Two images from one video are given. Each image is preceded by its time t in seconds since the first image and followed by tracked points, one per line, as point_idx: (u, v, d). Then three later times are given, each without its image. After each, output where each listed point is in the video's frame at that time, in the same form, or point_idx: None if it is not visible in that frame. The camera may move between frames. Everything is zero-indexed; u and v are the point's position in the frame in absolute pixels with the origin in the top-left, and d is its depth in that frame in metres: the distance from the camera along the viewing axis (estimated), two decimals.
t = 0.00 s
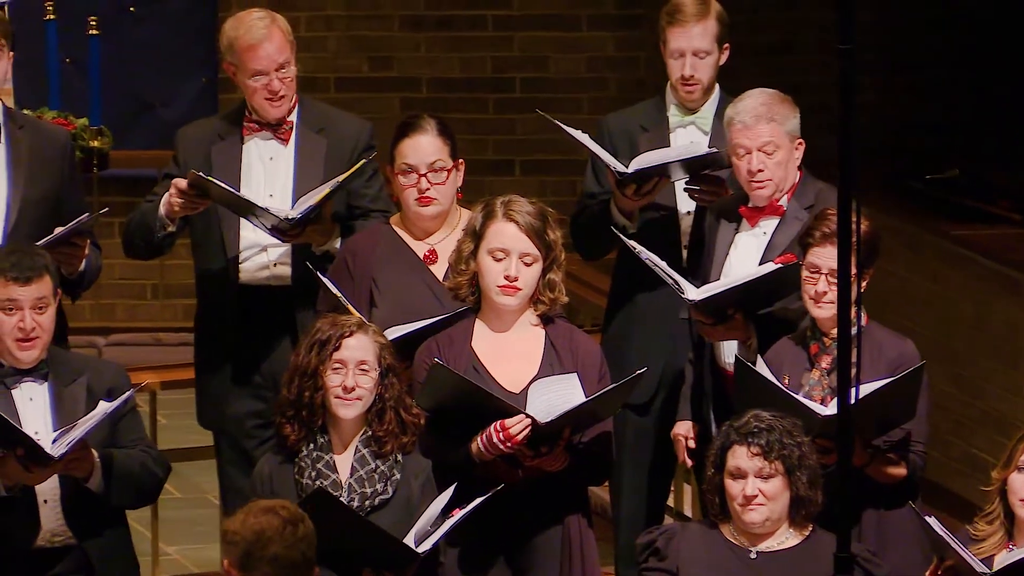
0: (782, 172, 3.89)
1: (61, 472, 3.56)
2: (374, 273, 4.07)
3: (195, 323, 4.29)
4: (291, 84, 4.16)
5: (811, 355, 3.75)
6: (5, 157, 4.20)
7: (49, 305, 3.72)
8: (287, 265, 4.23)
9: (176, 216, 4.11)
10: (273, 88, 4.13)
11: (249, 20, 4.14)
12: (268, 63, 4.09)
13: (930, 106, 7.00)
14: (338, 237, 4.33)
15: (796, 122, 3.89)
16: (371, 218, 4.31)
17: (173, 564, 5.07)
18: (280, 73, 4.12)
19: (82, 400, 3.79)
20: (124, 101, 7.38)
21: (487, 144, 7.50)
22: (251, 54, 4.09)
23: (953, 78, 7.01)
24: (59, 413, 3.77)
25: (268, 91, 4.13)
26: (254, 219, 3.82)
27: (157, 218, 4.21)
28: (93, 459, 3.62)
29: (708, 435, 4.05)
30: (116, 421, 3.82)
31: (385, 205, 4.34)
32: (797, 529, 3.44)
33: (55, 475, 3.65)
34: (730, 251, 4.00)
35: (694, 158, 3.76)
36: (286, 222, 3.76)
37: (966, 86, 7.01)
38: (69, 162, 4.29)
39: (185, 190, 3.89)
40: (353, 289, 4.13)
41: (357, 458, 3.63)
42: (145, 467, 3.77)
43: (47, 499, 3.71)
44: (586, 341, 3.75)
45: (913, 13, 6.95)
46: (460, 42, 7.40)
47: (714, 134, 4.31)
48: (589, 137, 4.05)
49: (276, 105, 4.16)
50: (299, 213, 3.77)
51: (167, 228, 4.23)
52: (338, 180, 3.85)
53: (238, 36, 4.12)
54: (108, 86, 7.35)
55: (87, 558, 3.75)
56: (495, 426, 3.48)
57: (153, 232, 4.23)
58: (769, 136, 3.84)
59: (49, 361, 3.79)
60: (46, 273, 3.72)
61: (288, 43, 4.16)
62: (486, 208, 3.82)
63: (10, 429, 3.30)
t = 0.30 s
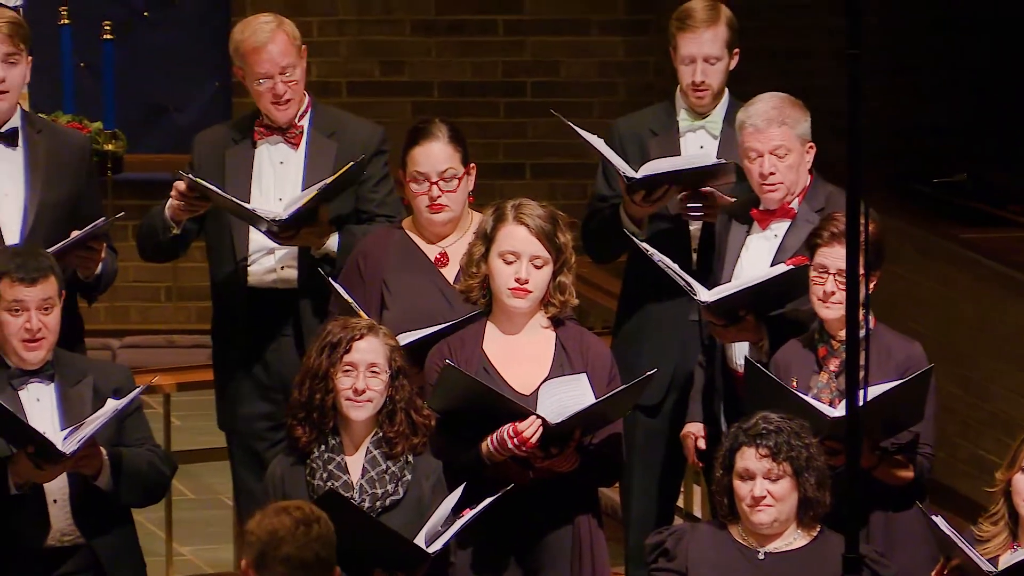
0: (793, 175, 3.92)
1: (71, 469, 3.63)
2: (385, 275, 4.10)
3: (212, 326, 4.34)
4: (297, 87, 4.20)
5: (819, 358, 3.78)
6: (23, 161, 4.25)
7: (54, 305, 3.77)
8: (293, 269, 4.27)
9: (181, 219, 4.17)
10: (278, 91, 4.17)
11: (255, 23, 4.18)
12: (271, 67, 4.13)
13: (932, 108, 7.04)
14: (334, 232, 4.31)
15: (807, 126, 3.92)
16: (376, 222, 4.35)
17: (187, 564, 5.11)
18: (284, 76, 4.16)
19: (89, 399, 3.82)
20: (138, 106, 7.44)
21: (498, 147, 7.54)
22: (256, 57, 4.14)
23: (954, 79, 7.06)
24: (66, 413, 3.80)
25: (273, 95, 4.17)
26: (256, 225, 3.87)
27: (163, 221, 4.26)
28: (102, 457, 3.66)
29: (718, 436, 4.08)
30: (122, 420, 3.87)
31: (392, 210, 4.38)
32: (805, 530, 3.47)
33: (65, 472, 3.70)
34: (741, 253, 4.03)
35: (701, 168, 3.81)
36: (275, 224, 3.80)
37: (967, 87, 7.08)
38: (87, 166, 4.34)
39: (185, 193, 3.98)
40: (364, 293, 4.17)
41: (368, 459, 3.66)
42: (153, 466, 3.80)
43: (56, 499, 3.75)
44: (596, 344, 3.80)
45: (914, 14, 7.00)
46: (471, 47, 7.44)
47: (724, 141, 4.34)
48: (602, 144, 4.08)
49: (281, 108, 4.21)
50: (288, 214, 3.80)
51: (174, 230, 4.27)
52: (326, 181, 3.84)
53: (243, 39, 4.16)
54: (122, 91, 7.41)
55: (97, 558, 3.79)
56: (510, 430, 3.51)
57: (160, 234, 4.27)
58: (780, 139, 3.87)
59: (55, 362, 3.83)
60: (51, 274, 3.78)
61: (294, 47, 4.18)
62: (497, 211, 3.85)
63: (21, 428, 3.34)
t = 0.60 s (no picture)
0: (797, 184, 3.95)
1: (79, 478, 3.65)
2: (395, 282, 4.13)
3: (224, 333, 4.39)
4: (308, 99, 4.24)
5: (826, 364, 3.81)
6: (41, 168, 4.29)
7: (61, 312, 3.82)
8: (299, 276, 4.31)
9: (188, 223, 4.21)
10: (289, 103, 4.21)
11: (268, 34, 4.21)
12: (283, 78, 4.17)
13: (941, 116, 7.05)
14: (336, 239, 4.29)
15: (814, 135, 3.96)
16: (383, 232, 4.37)
17: (198, 568, 5.15)
18: (296, 89, 4.20)
19: (95, 408, 3.86)
20: (150, 113, 7.49)
21: (506, 155, 7.58)
22: (268, 69, 4.17)
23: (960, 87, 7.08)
24: (73, 422, 3.83)
25: (285, 106, 4.22)
26: (259, 233, 3.92)
27: (172, 227, 4.30)
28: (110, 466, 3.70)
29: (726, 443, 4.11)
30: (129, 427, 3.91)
31: (399, 220, 4.39)
32: (809, 535, 3.50)
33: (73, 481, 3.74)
34: (748, 259, 4.05)
35: (708, 182, 3.86)
36: (272, 233, 3.84)
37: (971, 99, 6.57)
38: (105, 174, 4.38)
39: (190, 200, 4.01)
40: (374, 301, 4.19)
41: (377, 465, 3.70)
42: (159, 473, 3.85)
43: (64, 505, 3.79)
44: (605, 351, 3.83)
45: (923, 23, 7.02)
46: (481, 55, 7.48)
47: (731, 149, 4.37)
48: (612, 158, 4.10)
49: (293, 119, 4.25)
50: (286, 223, 3.83)
51: (183, 235, 4.31)
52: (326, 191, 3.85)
53: (256, 50, 4.20)
54: (134, 99, 7.46)
55: (104, 565, 3.82)
56: (522, 437, 3.55)
57: (170, 238, 4.32)
58: (784, 146, 3.92)
59: (62, 369, 3.86)
60: (59, 282, 3.83)
61: (305, 57, 4.22)
62: (506, 219, 3.88)
63: (31, 436, 3.38)
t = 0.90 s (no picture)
0: (792, 198, 3.99)
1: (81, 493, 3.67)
2: (397, 293, 4.17)
3: (224, 343, 4.42)
4: (313, 114, 4.29)
5: (824, 375, 3.82)
6: (51, 180, 4.34)
7: (65, 331, 3.87)
8: (303, 288, 4.35)
9: (196, 238, 4.25)
10: (294, 119, 4.26)
11: (273, 50, 4.25)
12: (288, 95, 4.22)
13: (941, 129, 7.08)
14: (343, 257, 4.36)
15: (806, 149, 3.99)
16: (387, 245, 4.43)
17: None
18: (301, 104, 4.25)
19: (97, 423, 3.87)
20: (155, 127, 7.53)
21: (507, 167, 7.62)
22: (273, 85, 4.22)
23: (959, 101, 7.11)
24: (74, 437, 3.85)
25: (289, 122, 4.26)
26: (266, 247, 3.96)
27: (176, 238, 4.33)
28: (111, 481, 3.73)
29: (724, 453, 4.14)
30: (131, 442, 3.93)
31: (403, 233, 4.45)
32: (804, 544, 3.53)
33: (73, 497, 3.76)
34: (745, 274, 4.09)
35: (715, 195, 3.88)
36: (282, 250, 3.88)
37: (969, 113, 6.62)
38: (116, 187, 4.42)
39: (198, 215, 4.06)
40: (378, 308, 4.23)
41: (377, 475, 3.74)
42: (160, 487, 3.87)
43: (66, 517, 3.82)
44: (605, 363, 3.86)
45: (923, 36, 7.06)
46: (483, 69, 7.53)
47: (731, 161, 4.40)
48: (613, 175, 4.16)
49: (297, 134, 4.29)
50: (295, 241, 3.88)
51: (189, 247, 4.35)
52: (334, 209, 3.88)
53: (261, 66, 4.24)
54: (137, 112, 7.51)
55: None
56: (523, 445, 3.58)
57: (176, 250, 4.35)
58: (778, 163, 3.94)
59: (65, 381, 3.89)
60: (63, 299, 3.88)
61: (310, 73, 4.26)
62: (507, 231, 3.92)
63: (30, 454, 3.41)
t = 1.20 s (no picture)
0: (785, 196, 4.02)
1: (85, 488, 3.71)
2: (398, 293, 4.21)
3: (225, 342, 4.47)
4: (315, 112, 4.32)
5: (821, 373, 3.86)
6: (59, 180, 4.38)
7: (69, 326, 3.90)
8: (305, 285, 4.40)
9: (200, 234, 4.29)
10: (295, 116, 4.30)
11: (275, 48, 4.29)
12: (289, 92, 4.26)
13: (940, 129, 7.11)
14: (348, 252, 4.44)
15: (796, 147, 4.03)
16: (389, 242, 4.47)
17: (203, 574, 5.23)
18: (302, 101, 4.29)
19: (102, 417, 3.92)
20: (156, 126, 7.56)
21: (507, 167, 7.67)
22: (275, 82, 4.25)
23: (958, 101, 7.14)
24: (78, 430, 3.90)
25: (290, 119, 4.30)
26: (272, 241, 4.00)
27: (181, 235, 4.37)
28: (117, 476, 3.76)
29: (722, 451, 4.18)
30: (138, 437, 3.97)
31: (405, 231, 4.49)
32: (796, 539, 3.58)
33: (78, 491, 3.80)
34: (739, 273, 4.13)
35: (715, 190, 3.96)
36: (290, 242, 3.91)
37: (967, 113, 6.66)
38: (123, 186, 4.46)
39: (204, 209, 4.11)
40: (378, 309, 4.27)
41: (378, 472, 3.78)
42: (165, 482, 3.92)
43: (71, 512, 3.85)
44: (604, 361, 3.91)
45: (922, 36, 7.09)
46: (482, 69, 7.57)
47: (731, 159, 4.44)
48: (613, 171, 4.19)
49: (299, 131, 4.33)
50: (303, 233, 3.91)
51: (191, 243, 4.38)
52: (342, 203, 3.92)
53: (263, 64, 4.28)
54: (139, 113, 7.55)
55: (110, 570, 3.90)
56: (522, 441, 3.60)
57: (179, 248, 4.38)
58: (769, 160, 3.98)
59: (71, 379, 3.93)
60: (68, 295, 3.89)
61: (313, 72, 4.31)
62: (507, 230, 3.96)
63: (41, 447, 3.45)
